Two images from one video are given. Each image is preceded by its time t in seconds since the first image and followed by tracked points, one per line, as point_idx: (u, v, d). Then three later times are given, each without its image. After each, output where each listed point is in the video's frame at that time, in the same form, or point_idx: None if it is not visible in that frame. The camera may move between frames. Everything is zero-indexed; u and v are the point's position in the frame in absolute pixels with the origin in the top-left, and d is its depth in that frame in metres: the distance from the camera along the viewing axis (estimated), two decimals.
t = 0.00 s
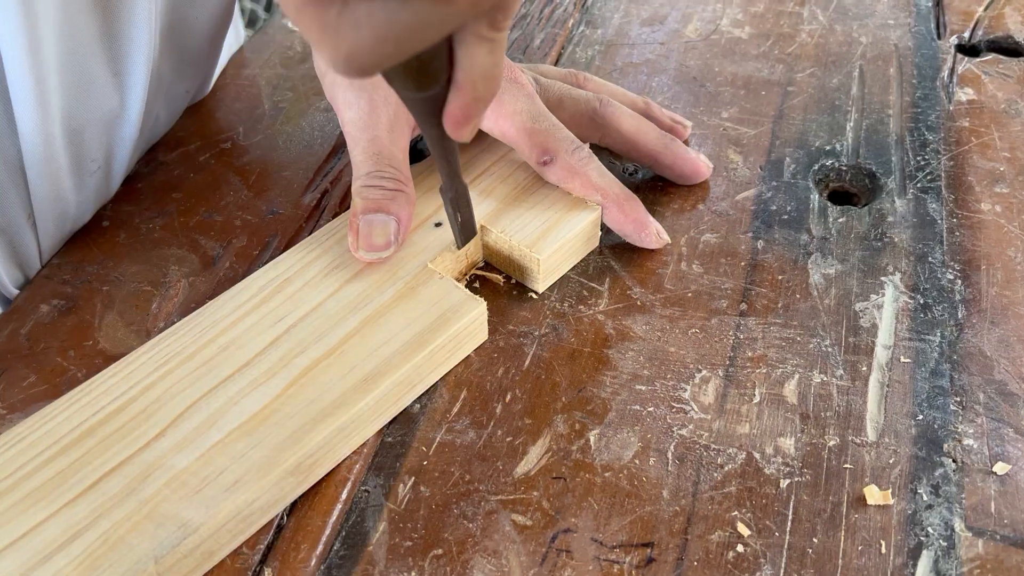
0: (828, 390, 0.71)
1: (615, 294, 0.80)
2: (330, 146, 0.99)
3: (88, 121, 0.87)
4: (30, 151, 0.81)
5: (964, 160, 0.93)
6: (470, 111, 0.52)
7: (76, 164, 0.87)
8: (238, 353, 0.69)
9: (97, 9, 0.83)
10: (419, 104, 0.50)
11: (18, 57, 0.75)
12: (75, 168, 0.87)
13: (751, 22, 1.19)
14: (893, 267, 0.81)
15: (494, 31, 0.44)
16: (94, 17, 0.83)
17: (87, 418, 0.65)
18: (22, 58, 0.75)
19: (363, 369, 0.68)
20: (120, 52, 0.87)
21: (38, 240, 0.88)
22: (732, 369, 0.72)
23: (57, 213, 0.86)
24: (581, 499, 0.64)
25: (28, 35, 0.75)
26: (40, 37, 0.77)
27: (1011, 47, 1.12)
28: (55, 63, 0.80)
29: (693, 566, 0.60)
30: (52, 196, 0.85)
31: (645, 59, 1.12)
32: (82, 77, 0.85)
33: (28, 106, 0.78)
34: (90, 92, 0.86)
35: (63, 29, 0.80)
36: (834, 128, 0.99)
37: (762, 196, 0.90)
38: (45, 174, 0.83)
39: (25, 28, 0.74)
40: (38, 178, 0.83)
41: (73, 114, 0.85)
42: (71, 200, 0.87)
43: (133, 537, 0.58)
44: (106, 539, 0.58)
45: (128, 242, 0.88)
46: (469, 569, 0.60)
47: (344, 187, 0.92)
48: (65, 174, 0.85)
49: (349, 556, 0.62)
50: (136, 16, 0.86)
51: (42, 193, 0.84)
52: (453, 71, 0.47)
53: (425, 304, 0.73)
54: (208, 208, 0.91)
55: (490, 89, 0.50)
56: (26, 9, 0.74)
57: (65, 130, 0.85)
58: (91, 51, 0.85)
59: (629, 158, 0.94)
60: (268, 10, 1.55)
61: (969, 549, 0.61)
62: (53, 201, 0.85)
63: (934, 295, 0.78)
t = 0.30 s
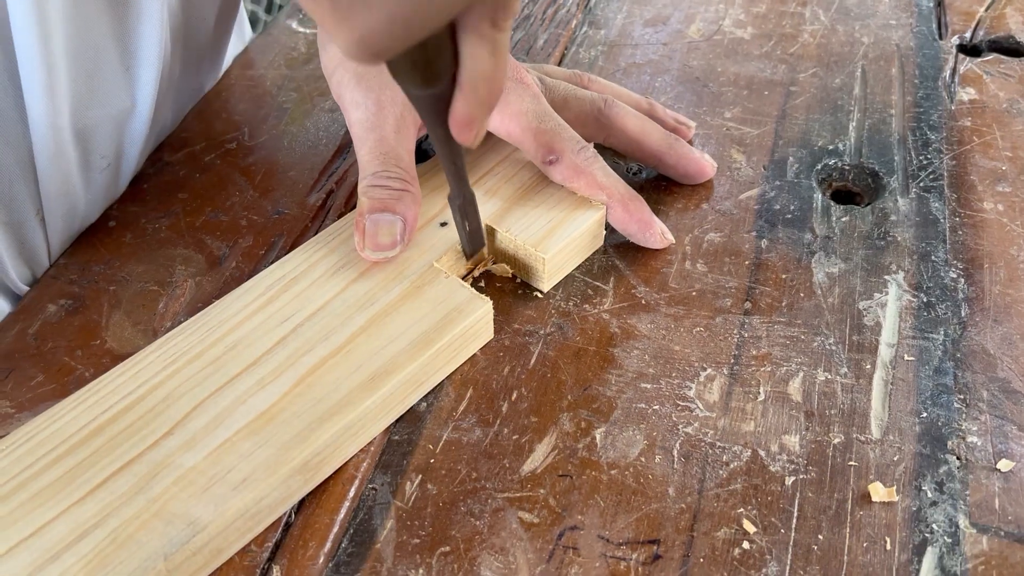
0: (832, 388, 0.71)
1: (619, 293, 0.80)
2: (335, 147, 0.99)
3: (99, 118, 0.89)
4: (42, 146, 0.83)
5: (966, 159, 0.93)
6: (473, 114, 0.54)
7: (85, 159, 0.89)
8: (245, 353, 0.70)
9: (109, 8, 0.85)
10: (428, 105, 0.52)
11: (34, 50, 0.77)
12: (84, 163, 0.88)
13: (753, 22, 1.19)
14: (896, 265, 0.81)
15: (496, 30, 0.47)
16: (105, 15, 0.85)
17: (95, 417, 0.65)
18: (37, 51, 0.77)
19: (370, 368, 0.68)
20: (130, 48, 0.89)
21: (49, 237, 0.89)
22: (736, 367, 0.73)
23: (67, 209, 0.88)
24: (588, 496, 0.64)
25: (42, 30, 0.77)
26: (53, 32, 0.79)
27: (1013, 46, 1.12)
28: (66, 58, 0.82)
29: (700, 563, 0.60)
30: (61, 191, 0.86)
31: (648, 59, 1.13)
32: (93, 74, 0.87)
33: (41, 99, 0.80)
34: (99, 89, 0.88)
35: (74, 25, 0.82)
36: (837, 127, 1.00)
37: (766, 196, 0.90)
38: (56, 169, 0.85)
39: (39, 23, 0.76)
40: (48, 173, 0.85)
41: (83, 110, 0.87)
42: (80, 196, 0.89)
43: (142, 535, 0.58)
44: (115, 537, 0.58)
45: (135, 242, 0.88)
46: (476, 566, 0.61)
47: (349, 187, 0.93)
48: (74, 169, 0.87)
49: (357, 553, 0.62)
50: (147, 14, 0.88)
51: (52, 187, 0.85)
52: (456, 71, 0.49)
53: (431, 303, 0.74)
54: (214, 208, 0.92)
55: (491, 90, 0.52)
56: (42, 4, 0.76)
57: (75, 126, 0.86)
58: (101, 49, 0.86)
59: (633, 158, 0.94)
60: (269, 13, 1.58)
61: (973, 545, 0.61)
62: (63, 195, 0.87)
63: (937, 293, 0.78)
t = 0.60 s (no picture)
0: (828, 386, 0.72)
1: (618, 293, 0.81)
2: (337, 149, 1.00)
3: (98, 120, 0.90)
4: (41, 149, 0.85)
5: (960, 161, 0.94)
6: (492, 131, 0.54)
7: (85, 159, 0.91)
8: (249, 352, 0.71)
9: (106, 13, 0.86)
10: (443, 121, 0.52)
11: (30, 59, 0.78)
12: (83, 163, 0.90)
13: (751, 25, 1.20)
14: (892, 266, 0.82)
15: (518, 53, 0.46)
16: (103, 20, 0.87)
17: (101, 415, 0.66)
18: (34, 59, 0.78)
19: (371, 367, 0.69)
20: (128, 48, 0.90)
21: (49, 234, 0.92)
22: (733, 366, 0.74)
23: (66, 207, 0.90)
24: (587, 493, 0.65)
25: (38, 38, 0.78)
26: (49, 39, 0.80)
27: (1007, 49, 1.14)
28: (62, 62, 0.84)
29: (697, 558, 0.61)
30: (62, 191, 0.88)
31: (647, 62, 1.14)
32: (91, 77, 0.88)
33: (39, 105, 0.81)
34: (97, 91, 0.89)
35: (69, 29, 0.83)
36: (833, 129, 1.01)
37: (763, 197, 0.92)
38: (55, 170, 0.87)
39: (35, 30, 0.77)
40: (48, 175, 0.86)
41: (81, 112, 0.88)
42: (81, 195, 0.91)
43: (148, 532, 0.59)
44: (122, 533, 0.59)
45: (139, 243, 0.89)
46: (477, 562, 0.62)
47: (351, 189, 0.94)
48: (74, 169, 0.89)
49: (360, 549, 0.63)
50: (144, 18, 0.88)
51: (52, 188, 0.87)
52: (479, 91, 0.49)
53: (432, 303, 0.75)
54: (217, 209, 0.93)
55: (510, 109, 0.52)
56: (35, 8, 0.77)
57: (74, 128, 0.88)
58: (98, 52, 0.88)
59: (632, 160, 0.95)
60: (270, 16, 1.60)
61: (967, 541, 0.62)
62: (62, 195, 0.88)
63: (932, 293, 0.79)
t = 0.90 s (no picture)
0: (823, 388, 0.72)
1: (613, 295, 0.81)
2: (333, 151, 1.00)
3: (81, 122, 0.91)
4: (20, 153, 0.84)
5: (955, 163, 0.94)
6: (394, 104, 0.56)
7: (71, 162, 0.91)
8: (234, 348, 0.71)
9: (83, 14, 0.86)
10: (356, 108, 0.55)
11: None
12: (69, 166, 0.90)
13: (747, 28, 1.21)
14: (887, 268, 0.82)
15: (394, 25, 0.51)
16: (80, 21, 0.86)
17: (85, 407, 0.66)
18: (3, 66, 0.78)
19: (355, 365, 0.69)
20: (108, 53, 0.89)
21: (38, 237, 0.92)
22: (728, 368, 0.74)
23: (56, 211, 0.90)
24: (581, 495, 0.65)
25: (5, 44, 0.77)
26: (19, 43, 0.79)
27: (1003, 51, 1.14)
28: (38, 68, 0.83)
29: (691, 560, 0.61)
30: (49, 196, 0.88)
31: (643, 64, 1.14)
32: (71, 81, 0.88)
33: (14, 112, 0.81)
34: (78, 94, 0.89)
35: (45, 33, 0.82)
36: (829, 131, 1.01)
37: (758, 199, 0.92)
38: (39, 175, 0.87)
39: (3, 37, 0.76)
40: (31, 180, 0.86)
41: (63, 115, 0.88)
42: (71, 198, 0.91)
43: (126, 523, 0.59)
44: (99, 524, 0.59)
45: (134, 245, 0.89)
46: (471, 564, 0.62)
47: (346, 191, 0.94)
48: (60, 173, 0.89)
49: (354, 551, 0.63)
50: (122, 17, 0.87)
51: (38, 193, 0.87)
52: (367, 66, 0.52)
53: (420, 303, 0.75)
54: (213, 211, 0.93)
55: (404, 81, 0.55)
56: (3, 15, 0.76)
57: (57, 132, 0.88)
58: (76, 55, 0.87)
59: (627, 163, 0.95)
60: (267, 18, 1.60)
61: (961, 542, 0.62)
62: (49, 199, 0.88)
63: (927, 295, 0.80)
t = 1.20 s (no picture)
0: (824, 392, 0.72)
1: (614, 300, 0.82)
2: (335, 155, 1.01)
3: (87, 123, 0.91)
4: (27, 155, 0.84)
5: (956, 167, 0.95)
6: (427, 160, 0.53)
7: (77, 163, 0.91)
8: (238, 353, 0.71)
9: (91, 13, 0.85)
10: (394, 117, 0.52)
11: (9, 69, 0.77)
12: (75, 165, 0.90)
13: (748, 33, 1.21)
14: (888, 272, 0.83)
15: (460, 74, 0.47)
16: (87, 21, 0.86)
17: (90, 411, 0.67)
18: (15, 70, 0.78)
19: (358, 369, 0.70)
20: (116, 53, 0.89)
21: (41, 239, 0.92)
22: (730, 372, 0.74)
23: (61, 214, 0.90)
24: (583, 499, 0.65)
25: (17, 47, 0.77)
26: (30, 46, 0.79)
27: (1003, 56, 1.14)
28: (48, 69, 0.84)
29: (693, 564, 0.62)
30: (55, 197, 0.88)
31: (644, 69, 1.14)
32: (77, 81, 0.88)
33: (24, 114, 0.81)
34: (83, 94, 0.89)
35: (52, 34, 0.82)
36: (829, 136, 1.01)
37: (759, 204, 0.92)
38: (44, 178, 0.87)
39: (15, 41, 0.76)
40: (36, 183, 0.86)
41: (68, 117, 0.88)
42: (77, 200, 0.91)
43: (131, 527, 0.59)
44: (104, 529, 0.59)
45: (138, 250, 0.90)
46: (474, 568, 0.62)
47: (349, 196, 0.94)
48: (67, 172, 0.89)
49: (357, 555, 0.63)
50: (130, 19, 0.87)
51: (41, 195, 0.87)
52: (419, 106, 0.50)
53: (423, 307, 0.75)
54: (216, 216, 0.93)
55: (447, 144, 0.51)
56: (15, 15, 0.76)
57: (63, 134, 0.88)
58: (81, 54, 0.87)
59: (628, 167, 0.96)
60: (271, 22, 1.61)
61: (962, 546, 0.62)
62: (54, 201, 0.88)
63: (927, 299, 0.80)
